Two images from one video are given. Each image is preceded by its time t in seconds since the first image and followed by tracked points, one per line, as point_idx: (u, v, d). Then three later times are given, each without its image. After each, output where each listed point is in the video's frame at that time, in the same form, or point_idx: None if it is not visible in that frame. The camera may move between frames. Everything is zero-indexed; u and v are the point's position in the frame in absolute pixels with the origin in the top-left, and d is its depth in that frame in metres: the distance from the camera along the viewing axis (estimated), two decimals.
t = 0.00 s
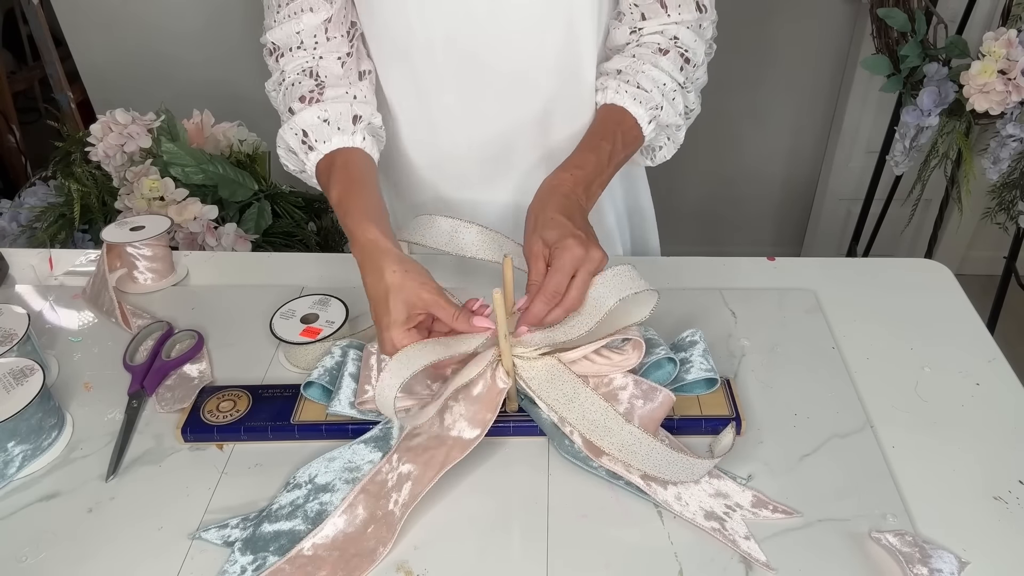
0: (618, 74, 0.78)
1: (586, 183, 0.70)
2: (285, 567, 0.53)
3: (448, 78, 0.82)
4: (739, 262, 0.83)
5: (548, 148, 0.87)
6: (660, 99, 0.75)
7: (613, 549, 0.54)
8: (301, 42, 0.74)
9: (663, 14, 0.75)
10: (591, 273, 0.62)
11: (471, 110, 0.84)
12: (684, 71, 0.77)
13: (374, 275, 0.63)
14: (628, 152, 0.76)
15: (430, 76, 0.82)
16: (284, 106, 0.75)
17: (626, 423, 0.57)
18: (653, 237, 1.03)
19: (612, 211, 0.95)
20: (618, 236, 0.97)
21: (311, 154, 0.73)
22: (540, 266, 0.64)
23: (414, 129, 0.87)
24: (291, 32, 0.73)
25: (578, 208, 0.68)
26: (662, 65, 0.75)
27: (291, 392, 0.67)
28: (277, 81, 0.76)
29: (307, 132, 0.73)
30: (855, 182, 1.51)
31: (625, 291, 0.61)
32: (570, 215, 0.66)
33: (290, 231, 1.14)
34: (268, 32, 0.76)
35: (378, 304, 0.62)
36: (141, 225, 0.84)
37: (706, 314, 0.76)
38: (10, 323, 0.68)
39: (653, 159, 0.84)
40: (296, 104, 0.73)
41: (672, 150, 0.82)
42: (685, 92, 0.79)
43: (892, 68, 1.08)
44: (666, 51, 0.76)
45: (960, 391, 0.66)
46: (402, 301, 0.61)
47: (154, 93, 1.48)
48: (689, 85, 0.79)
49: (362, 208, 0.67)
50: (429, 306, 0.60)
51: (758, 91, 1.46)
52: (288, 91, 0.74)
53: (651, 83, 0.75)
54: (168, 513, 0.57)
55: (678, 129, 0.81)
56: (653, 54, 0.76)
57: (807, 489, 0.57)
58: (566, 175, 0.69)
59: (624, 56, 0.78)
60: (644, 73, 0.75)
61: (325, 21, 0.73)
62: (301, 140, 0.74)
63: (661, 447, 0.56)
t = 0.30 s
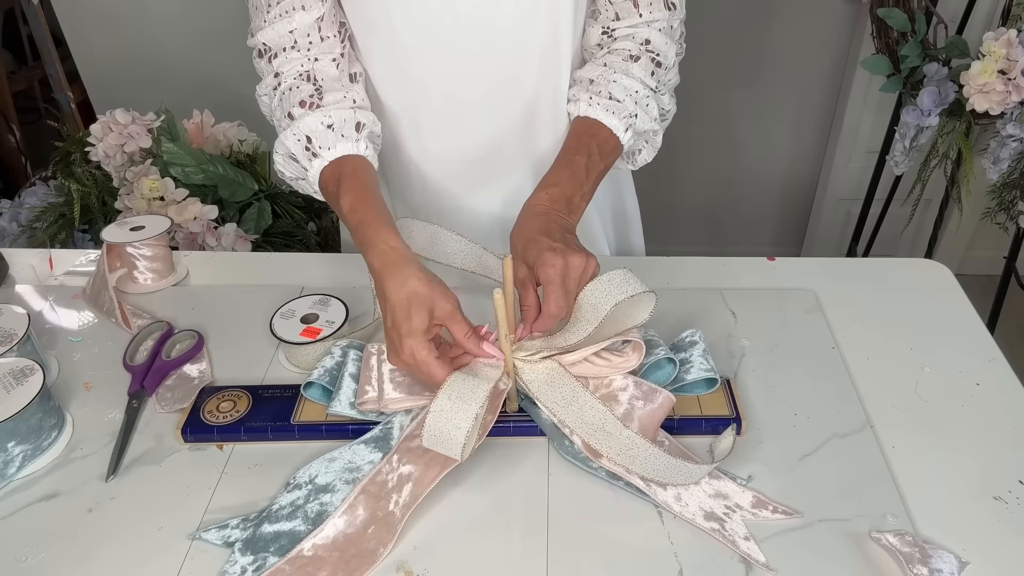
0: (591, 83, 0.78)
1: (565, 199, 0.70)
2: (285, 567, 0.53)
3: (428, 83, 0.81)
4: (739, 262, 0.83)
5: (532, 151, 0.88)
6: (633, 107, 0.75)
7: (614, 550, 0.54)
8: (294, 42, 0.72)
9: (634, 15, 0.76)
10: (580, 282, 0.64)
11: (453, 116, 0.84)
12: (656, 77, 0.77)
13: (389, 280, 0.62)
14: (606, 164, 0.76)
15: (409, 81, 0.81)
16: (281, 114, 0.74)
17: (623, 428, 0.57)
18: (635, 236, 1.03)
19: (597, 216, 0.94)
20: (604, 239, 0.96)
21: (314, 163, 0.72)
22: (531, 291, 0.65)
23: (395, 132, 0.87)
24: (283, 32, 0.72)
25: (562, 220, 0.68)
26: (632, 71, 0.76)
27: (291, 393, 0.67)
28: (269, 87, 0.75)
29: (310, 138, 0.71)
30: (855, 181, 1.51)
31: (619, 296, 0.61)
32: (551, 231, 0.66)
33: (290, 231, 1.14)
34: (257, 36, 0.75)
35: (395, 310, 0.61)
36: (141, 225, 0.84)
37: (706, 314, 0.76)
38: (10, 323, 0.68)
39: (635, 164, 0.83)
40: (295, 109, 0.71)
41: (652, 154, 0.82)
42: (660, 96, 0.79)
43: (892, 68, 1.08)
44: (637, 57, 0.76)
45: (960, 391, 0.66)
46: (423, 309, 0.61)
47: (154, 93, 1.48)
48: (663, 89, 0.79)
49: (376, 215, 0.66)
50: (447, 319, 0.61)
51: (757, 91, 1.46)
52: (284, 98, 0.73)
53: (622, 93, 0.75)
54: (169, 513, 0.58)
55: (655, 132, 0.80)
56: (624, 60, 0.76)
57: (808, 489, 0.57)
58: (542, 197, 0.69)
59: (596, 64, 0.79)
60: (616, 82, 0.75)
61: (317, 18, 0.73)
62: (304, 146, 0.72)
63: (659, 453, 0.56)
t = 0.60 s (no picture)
0: (581, 77, 0.79)
1: (560, 185, 0.70)
2: (285, 567, 0.53)
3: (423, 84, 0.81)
4: (740, 262, 0.83)
5: (524, 151, 0.88)
6: (624, 100, 0.76)
7: (614, 550, 0.54)
8: (291, 48, 0.72)
9: (625, 13, 0.76)
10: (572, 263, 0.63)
11: (449, 115, 0.84)
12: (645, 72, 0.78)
13: (384, 261, 0.62)
14: (598, 153, 0.76)
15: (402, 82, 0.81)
16: (281, 112, 0.75)
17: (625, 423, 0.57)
18: (625, 233, 1.02)
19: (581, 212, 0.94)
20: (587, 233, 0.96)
21: (315, 156, 0.73)
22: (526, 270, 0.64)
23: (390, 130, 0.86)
24: (280, 40, 0.72)
25: (555, 209, 0.68)
26: (623, 65, 0.76)
27: (291, 393, 0.67)
28: (269, 88, 0.76)
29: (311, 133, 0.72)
30: (855, 181, 1.51)
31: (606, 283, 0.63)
32: (547, 214, 0.66)
33: (290, 231, 1.14)
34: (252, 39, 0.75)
35: (377, 287, 0.61)
36: (141, 225, 0.84)
37: (706, 314, 0.76)
38: (10, 323, 0.68)
39: (621, 157, 0.84)
40: (295, 108, 0.72)
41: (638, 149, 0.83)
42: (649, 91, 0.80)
43: (892, 68, 1.08)
44: (627, 52, 0.77)
45: (960, 391, 0.66)
46: (400, 297, 0.60)
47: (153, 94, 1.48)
48: (652, 84, 0.80)
49: (380, 206, 0.66)
50: (424, 312, 0.60)
51: (756, 90, 1.46)
52: (284, 99, 0.73)
53: (614, 87, 0.75)
54: (169, 513, 0.58)
55: (644, 127, 0.81)
56: (615, 55, 0.77)
57: (808, 490, 0.57)
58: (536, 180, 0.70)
59: (586, 59, 0.79)
60: (608, 77, 0.76)
61: (314, 23, 0.73)
62: (304, 141, 0.73)
63: (661, 448, 0.56)
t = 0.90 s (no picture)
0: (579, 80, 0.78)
1: (559, 192, 0.69)
2: (286, 567, 0.53)
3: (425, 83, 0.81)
4: (739, 262, 0.83)
5: (523, 144, 0.88)
6: (623, 102, 0.75)
7: (613, 550, 0.54)
8: (268, 19, 0.66)
9: (619, 13, 0.77)
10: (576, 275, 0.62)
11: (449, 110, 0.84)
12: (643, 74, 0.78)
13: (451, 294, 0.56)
14: (595, 158, 0.75)
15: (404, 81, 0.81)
16: (249, 98, 0.66)
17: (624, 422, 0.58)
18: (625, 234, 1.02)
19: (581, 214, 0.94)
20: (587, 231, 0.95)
21: (295, 141, 0.64)
22: (529, 284, 0.62)
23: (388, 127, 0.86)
24: (257, 9, 0.65)
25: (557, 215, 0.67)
26: (621, 67, 0.76)
27: (291, 393, 0.67)
28: (238, 66, 0.67)
29: (294, 116, 0.64)
30: (855, 181, 1.51)
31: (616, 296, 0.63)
32: (551, 223, 0.65)
33: (290, 231, 1.14)
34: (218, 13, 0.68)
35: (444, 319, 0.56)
36: (141, 225, 0.84)
37: (706, 314, 0.76)
38: (10, 323, 0.68)
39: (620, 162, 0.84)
40: (277, 89, 0.65)
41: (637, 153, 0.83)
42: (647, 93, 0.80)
43: (892, 68, 1.08)
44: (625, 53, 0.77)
45: (960, 391, 0.66)
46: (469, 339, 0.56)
47: (153, 94, 1.49)
48: (650, 86, 0.80)
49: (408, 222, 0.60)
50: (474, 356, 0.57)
51: (756, 90, 1.46)
52: (256, 82, 0.66)
53: (612, 89, 0.75)
54: (169, 512, 0.58)
55: (642, 131, 0.80)
56: (613, 56, 0.77)
57: (808, 490, 0.57)
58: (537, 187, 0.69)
59: (583, 62, 0.78)
60: (605, 78, 0.75)
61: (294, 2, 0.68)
62: (285, 123, 0.64)
63: (660, 446, 0.56)
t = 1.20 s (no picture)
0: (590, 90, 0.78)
1: (571, 208, 0.70)
2: (289, 570, 0.53)
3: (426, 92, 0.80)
4: (739, 262, 0.83)
5: (524, 159, 0.88)
6: (633, 114, 0.76)
7: (614, 550, 0.54)
8: (272, 52, 0.68)
9: (626, 22, 0.78)
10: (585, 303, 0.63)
11: (452, 122, 0.83)
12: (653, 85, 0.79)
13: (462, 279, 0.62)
14: (606, 169, 0.76)
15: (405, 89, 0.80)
16: (265, 121, 0.69)
17: (616, 434, 0.57)
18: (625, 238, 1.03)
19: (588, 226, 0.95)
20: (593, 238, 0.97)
21: (325, 155, 0.69)
22: (532, 304, 0.64)
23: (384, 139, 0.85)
24: (260, 42, 0.67)
25: (567, 236, 0.68)
26: (630, 79, 0.77)
27: (290, 396, 0.67)
28: (245, 91, 0.69)
29: (323, 133, 0.69)
30: (855, 181, 1.51)
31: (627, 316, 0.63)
32: (560, 248, 0.66)
33: (290, 231, 1.14)
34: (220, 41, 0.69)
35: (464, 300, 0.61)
36: (141, 225, 0.84)
37: (706, 314, 0.76)
38: (10, 323, 0.68)
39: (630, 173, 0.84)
40: (294, 111, 0.68)
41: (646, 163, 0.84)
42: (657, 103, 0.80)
43: (892, 68, 1.08)
44: (634, 64, 0.78)
45: (961, 391, 0.66)
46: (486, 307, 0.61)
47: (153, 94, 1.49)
48: (660, 96, 0.80)
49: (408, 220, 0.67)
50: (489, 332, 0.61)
51: (756, 91, 1.46)
52: (270, 105, 0.68)
53: (622, 101, 0.76)
54: (169, 513, 0.58)
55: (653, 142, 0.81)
56: (623, 67, 0.77)
57: (808, 490, 0.57)
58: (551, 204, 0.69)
59: (592, 73, 0.79)
60: (616, 90, 0.76)
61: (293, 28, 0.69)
62: (314, 140, 0.68)
63: (651, 460, 0.56)
